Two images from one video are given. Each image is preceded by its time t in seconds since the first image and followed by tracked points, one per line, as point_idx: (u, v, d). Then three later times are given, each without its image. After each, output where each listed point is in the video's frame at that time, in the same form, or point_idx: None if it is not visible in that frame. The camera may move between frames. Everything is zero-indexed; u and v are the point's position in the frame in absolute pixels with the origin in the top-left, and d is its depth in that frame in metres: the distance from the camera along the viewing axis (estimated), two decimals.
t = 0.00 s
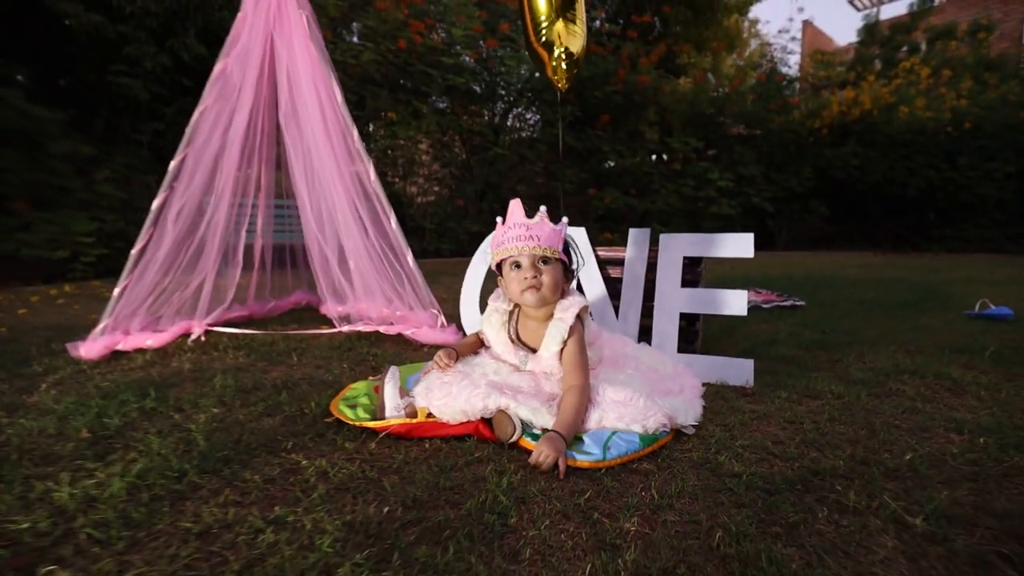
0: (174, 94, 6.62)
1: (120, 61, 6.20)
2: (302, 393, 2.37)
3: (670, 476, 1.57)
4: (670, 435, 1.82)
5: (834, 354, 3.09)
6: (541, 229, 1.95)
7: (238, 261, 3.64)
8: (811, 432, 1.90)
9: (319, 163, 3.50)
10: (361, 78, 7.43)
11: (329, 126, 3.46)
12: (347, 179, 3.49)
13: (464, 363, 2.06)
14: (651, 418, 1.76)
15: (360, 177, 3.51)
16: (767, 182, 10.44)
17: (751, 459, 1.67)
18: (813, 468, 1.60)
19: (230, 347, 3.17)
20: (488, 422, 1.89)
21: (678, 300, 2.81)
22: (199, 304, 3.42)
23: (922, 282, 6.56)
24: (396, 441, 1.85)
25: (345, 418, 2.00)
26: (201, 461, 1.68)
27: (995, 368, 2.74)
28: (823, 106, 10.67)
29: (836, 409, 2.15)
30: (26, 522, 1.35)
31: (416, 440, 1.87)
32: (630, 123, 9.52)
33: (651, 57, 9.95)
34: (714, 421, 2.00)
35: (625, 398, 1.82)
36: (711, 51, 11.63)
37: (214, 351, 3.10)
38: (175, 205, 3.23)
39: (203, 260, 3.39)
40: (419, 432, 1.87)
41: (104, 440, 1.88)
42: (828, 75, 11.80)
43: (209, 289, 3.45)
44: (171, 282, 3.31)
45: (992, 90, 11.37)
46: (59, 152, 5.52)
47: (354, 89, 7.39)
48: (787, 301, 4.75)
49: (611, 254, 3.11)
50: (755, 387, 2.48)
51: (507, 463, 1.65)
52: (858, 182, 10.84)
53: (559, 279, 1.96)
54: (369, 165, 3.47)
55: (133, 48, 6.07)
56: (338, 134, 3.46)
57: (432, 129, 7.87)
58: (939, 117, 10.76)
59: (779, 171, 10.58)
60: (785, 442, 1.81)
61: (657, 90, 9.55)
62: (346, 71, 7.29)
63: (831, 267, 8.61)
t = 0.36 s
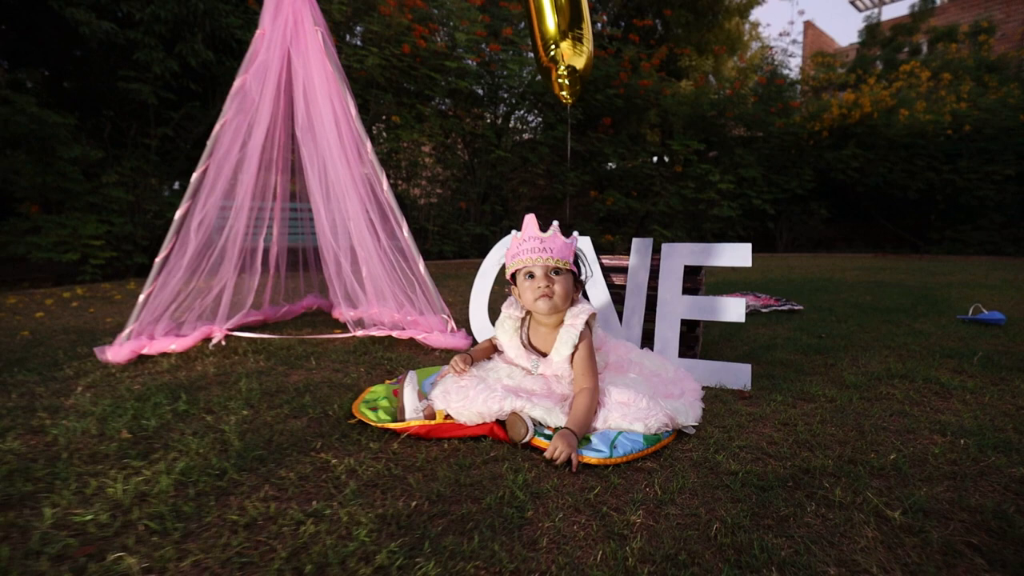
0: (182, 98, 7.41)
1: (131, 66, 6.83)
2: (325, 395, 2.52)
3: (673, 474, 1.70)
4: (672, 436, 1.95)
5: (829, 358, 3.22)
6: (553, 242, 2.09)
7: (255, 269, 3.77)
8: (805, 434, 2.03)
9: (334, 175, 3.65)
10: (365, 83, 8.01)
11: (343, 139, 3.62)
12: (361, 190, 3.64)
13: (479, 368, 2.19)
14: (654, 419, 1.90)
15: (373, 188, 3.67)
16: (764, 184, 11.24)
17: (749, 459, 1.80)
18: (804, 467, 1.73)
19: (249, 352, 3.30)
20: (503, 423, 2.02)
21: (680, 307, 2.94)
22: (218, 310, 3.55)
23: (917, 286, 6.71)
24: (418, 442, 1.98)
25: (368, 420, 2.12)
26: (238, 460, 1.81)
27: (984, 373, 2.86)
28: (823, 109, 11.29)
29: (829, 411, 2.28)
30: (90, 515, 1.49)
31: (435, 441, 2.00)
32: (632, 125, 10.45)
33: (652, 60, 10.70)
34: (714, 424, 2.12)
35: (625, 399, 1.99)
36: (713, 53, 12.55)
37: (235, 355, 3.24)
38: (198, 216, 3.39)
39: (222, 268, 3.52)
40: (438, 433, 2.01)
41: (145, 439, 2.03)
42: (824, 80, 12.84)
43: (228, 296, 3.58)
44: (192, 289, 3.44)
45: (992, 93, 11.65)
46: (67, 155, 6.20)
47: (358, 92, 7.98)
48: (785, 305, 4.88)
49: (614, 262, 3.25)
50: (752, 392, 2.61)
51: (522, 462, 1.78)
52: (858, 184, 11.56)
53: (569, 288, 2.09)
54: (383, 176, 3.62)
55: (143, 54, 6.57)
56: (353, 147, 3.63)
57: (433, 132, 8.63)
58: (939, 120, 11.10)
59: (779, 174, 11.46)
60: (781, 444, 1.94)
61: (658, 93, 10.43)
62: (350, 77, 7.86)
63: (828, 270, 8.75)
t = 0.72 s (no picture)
0: (189, 103, 7.51)
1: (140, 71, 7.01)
2: (345, 397, 2.65)
3: (680, 473, 1.81)
4: (677, 437, 2.07)
5: (826, 362, 3.32)
6: (567, 252, 2.21)
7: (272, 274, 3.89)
8: (804, 436, 2.14)
9: (348, 184, 3.77)
10: (370, 86, 8.22)
11: (358, 149, 3.73)
12: (374, 198, 3.76)
13: (494, 373, 2.31)
14: (660, 421, 2.02)
15: (386, 197, 3.78)
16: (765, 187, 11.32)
17: (750, 459, 1.91)
18: (802, 466, 1.85)
19: (268, 355, 3.42)
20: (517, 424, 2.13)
21: (684, 313, 3.05)
22: (237, 315, 3.67)
23: (915, 289, 6.81)
24: (438, 444, 2.09)
25: (390, 423, 2.24)
26: (270, 460, 1.93)
27: (976, 376, 2.97)
28: (825, 111, 11.47)
29: (826, 414, 2.40)
30: (141, 510, 1.62)
31: (454, 441, 2.12)
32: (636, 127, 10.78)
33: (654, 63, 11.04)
34: (718, 426, 2.24)
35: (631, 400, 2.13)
36: (716, 55, 12.79)
37: (254, 358, 3.37)
38: (218, 225, 3.51)
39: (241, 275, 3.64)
40: (456, 434, 2.12)
41: (178, 441, 2.15)
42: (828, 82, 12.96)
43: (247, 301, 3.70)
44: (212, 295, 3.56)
45: (993, 96, 11.78)
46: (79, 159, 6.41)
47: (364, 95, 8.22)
48: (786, 309, 4.99)
49: (620, 268, 3.37)
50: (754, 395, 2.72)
51: (537, 462, 1.90)
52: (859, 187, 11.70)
53: (582, 296, 2.21)
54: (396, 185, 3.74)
55: (153, 60, 6.81)
56: (367, 157, 3.74)
57: (436, 134, 8.89)
58: (940, 123, 11.25)
59: (782, 175, 11.64)
60: (780, 444, 2.05)
61: (660, 95, 10.69)
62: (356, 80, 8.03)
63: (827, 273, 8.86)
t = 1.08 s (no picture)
0: (197, 107, 7.72)
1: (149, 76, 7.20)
2: (366, 402, 2.76)
3: (690, 476, 1.92)
4: (686, 441, 2.17)
5: (828, 367, 3.42)
6: (582, 264, 2.32)
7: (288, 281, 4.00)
8: (808, 440, 2.24)
9: (363, 193, 3.88)
10: (377, 90, 8.35)
11: (373, 160, 3.85)
12: (389, 208, 3.88)
13: (509, 380, 2.41)
14: (671, 424, 2.12)
15: (400, 206, 3.90)
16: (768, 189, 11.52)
17: (756, 462, 2.02)
18: (806, 469, 1.95)
19: (286, 360, 3.53)
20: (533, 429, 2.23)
21: (691, 320, 3.15)
22: (256, 321, 3.78)
23: (915, 292, 6.91)
24: (460, 447, 2.19)
25: (412, 427, 2.34)
26: (301, 462, 2.04)
27: (974, 382, 3.07)
28: (827, 113, 11.57)
29: (828, 418, 2.50)
30: (186, 511, 1.73)
31: (472, 445, 2.23)
32: (638, 129, 11.00)
33: (656, 66, 11.24)
34: (725, 430, 2.34)
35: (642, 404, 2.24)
36: (718, 58, 12.94)
37: (274, 363, 3.47)
38: (237, 234, 3.62)
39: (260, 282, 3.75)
40: (474, 438, 2.23)
41: (210, 445, 2.25)
42: (830, 84, 13.08)
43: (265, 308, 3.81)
44: (232, 302, 3.67)
45: (994, 98, 11.87)
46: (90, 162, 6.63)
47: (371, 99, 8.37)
48: (788, 313, 5.09)
49: (629, 276, 3.48)
50: (758, 401, 2.82)
51: (555, 465, 2.00)
52: (860, 188, 11.81)
53: (596, 306, 2.32)
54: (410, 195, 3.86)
55: (161, 65, 6.99)
56: (381, 167, 3.86)
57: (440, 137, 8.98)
58: (941, 125, 11.35)
59: (783, 177, 11.76)
60: (784, 448, 2.16)
61: (662, 98, 10.88)
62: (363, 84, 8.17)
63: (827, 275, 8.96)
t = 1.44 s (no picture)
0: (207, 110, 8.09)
1: (159, 80, 7.48)
2: (390, 406, 2.89)
3: (704, 478, 2.04)
4: (698, 445, 2.30)
5: (831, 371, 3.55)
6: (601, 276, 2.46)
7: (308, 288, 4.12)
8: (814, 442, 2.37)
9: (381, 203, 4.00)
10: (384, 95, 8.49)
11: (390, 170, 3.98)
12: (406, 217, 4.01)
13: (529, 387, 2.53)
14: (683, 428, 2.25)
15: (417, 215, 4.03)
16: (769, 192, 11.65)
17: (766, 464, 2.15)
18: (812, 470, 2.08)
19: (307, 366, 3.65)
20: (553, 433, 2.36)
21: (699, 326, 3.29)
22: (277, 327, 3.91)
23: (915, 296, 7.02)
24: (483, 451, 2.32)
25: (438, 431, 2.47)
26: (334, 466, 2.16)
27: (971, 386, 3.20)
28: (828, 116, 11.70)
29: (832, 422, 2.63)
30: (235, 511, 1.85)
31: (494, 448, 2.35)
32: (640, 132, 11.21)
33: (659, 69, 11.40)
34: (735, 433, 2.47)
35: (654, 406, 2.41)
36: (720, 61, 13.09)
37: (295, 369, 3.59)
38: (260, 242, 3.74)
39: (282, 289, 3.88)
40: (496, 441, 2.35)
41: (246, 450, 2.36)
42: (831, 86, 13.22)
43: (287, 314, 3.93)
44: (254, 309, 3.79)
45: (994, 100, 11.98)
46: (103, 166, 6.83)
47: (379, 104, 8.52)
48: (792, 318, 5.21)
49: (639, 283, 3.62)
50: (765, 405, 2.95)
51: (576, 468, 2.13)
52: (861, 190, 11.93)
53: (614, 315, 2.46)
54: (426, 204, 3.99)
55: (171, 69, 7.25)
56: (398, 177, 3.99)
57: (444, 139, 9.16)
58: (942, 127, 11.47)
59: (785, 180, 11.88)
60: (791, 450, 2.29)
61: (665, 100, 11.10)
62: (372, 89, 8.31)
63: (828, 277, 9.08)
